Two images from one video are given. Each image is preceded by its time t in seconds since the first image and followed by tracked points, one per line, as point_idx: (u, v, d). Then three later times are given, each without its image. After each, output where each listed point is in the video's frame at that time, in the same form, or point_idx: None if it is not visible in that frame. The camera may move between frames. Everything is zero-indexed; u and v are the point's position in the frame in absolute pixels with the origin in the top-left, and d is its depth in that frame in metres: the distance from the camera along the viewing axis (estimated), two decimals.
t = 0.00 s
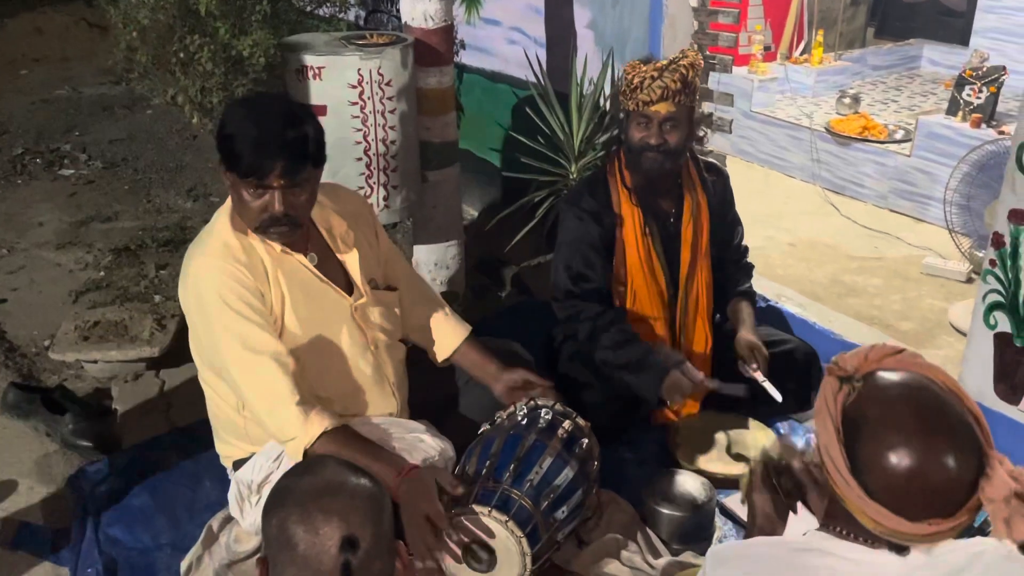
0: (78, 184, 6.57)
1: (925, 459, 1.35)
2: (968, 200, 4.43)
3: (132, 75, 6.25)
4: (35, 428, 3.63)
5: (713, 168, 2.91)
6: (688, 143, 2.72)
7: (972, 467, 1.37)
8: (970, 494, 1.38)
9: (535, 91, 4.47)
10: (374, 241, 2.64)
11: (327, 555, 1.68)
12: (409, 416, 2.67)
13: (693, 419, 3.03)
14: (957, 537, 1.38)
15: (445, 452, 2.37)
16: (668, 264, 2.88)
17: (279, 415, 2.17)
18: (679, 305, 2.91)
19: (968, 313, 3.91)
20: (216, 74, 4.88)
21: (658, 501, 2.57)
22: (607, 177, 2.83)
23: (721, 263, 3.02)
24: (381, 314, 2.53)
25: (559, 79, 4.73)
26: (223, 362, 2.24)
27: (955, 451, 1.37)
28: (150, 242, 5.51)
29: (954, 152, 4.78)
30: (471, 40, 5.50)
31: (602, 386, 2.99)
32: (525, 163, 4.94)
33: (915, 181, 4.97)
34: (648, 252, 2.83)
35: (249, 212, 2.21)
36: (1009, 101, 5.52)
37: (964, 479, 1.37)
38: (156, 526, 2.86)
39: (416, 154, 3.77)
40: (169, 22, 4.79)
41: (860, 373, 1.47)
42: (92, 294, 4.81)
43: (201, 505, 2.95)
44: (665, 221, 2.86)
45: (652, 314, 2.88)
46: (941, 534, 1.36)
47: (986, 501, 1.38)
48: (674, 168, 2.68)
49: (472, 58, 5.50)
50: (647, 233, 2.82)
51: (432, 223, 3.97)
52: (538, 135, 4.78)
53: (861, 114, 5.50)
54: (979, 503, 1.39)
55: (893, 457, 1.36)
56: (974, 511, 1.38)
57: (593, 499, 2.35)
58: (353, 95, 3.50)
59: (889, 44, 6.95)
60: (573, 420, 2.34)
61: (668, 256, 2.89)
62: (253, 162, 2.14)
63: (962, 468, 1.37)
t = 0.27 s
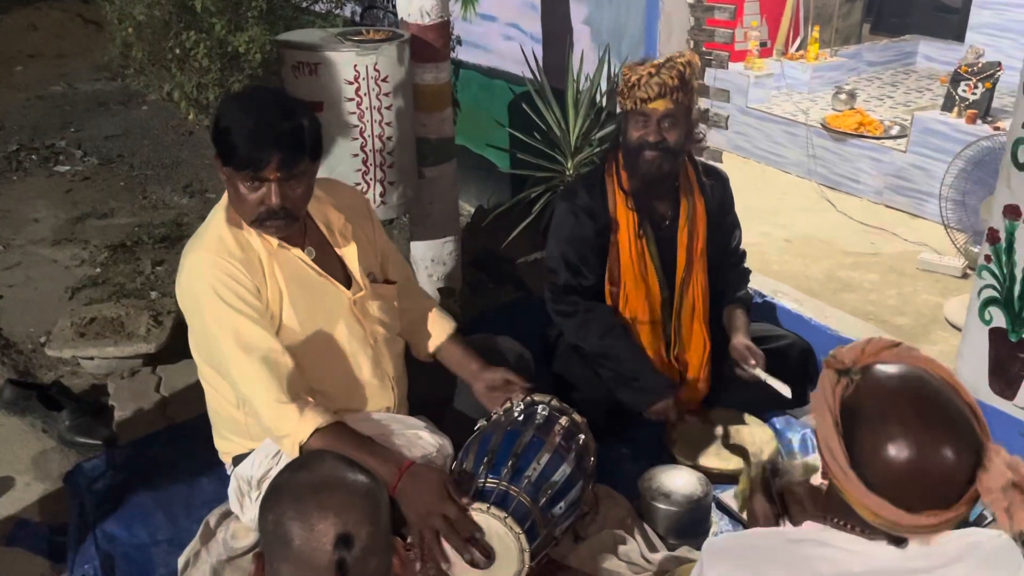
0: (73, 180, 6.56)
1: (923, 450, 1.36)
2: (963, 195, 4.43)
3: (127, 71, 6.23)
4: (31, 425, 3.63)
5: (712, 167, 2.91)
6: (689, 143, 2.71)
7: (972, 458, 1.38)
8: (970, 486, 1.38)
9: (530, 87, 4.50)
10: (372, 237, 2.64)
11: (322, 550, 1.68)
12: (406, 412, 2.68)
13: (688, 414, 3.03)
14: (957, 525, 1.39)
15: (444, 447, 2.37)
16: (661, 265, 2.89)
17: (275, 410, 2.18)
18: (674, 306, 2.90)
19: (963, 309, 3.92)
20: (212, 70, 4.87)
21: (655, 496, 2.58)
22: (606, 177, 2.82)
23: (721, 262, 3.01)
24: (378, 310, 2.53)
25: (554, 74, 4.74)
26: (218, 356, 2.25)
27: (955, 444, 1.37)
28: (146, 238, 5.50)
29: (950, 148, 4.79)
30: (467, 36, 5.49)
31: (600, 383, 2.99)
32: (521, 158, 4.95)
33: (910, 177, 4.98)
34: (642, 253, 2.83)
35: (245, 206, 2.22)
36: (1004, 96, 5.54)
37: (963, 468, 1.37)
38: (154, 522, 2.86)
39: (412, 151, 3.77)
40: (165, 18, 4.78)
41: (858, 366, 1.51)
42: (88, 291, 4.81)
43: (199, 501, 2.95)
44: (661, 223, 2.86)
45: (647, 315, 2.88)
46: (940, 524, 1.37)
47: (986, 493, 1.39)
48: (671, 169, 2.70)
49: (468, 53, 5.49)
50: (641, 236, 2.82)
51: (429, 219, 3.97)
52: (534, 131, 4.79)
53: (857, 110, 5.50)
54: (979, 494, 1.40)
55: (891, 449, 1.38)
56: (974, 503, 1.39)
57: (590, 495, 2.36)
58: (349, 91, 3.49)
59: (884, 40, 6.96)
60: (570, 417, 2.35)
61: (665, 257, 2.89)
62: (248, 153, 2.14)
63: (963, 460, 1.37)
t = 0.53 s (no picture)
0: (68, 176, 6.54)
1: (920, 423, 1.37)
2: (959, 190, 4.43)
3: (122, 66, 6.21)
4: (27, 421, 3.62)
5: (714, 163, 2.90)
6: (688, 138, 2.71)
7: (967, 428, 1.39)
8: (967, 454, 1.39)
9: (527, 83, 4.51)
10: (370, 234, 2.63)
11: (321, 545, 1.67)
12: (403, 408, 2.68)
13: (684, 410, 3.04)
14: (953, 498, 1.40)
15: (440, 443, 2.38)
16: (667, 261, 2.88)
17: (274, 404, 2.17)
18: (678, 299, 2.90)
19: (959, 304, 3.92)
20: (207, 66, 4.86)
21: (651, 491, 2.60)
22: (608, 170, 2.82)
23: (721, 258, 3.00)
24: (375, 306, 2.52)
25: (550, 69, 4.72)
26: (215, 350, 2.24)
27: (950, 414, 1.38)
28: (141, 234, 5.49)
29: (946, 144, 4.78)
30: (463, 31, 5.49)
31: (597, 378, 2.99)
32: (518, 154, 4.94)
33: (905, 172, 4.98)
34: (648, 246, 2.82)
35: (241, 199, 2.21)
36: (1000, 92, 5.54)
37: (959, 438, 1.38)
38: (150, 518, 2.85)
39: (409, 146, 3.77)
40: (160, 13, 4.76)
41: (850, 344, 1.52)
42: (84, 287, 4.79)
43: (195, 497, 2.95)
44: (665, 217, 2.85)
45: (649, 309, 2.87)
46: (941, 493, 1.38)
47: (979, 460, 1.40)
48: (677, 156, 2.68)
49: (464, 48, 5.49)
50: (647, 229, 2.81)
51: (425, 215, 3.96)
52: (531, 126, 4.78)
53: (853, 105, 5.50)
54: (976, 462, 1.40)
55: (888, 421, 1.38)
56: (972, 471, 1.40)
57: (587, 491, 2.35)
58: (346, 86, 3.48)
59: (881, 35, 6.96)
60: (566, 412, 2.35)
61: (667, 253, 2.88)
62: (244, 147, 2.13)
63: (959, 430, 1.38)
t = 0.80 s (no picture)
0: (65, 173, 6.54)
1: (925, 441, 1.37)
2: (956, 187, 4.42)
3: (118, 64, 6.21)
4: (24, 419, 3.61)
5: (713, 164, 2.87)
6: (685, 141, 2.70)
7: (971, 448, 1.39)
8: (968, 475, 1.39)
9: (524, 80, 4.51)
10: (367, 232, 2.63)
11: (306, 543, 1.68)
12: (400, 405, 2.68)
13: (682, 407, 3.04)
14: (951, 514, 1.41)
15: (439, 439, 2.38)
16: (658, 259, 2.87)
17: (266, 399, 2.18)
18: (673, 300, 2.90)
19: (956, 301, 3.93)
20: (204, 63, 4.85)
21: (649, 488, 2.59)
22: (603, 170, 2.80)
23: (718, 257, 2.99)
24: (373, 305, 2.53)
25: (546, 67, 4.71)
26: (211, 347, 2.24)
27: (955, 433, 1.38)
28: (138, 232, 5.48)
29: (943, 141, 4.79)
30: (460, 29, 5.49)
31: (595, 375, 2.99)
32: (515, 151, 4.94)
33: (902, 169, 4.99)
34: (638, 245, 2.83)
35: (237, 196, 2.21)
36: (997, 89, 5.54)
37: (964, 458, 1.38)
38: (148, 515, 2.86)
39: (406, 143, 3.77)
40: (157, 10, 4.76)
41: (863, 354, 1.50)
42: (81, 284, 4.79)
43: (193, 495, 2.95)
44: (657, 218, 2.84)
45: (644, 309, 2.89)
46: (938, 512, 1.38)
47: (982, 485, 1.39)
48: (658, 169, 2.71)
49: (461, 46, 5.51)
50: (637, 228, 2.81)
51: (423, 212, 3.96)
52: (528, 124, 4.78)
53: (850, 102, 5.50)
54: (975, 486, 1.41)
55: (894, 437, 1.38)
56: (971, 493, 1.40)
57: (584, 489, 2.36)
58: (343, 83, 3.48)
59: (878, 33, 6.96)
60: (564, 408, 2.35)
61: (663, 255, 2.88)
62: (240, 145, 2.14)
63: (963, 450, 1.38)
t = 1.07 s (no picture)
0: (63, 173, 6.53)
1: (916, 411, 1.41)
2: (955, 185, 4.41)
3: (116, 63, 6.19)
4: (22, 418, 3.61)
5: (712, 163, 2.88)
6: (682, 138, 2.71)
7: (962, 421, 1.42)
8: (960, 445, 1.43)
9: (523, 79, 4.50)
10: (367, 232, 2.62)
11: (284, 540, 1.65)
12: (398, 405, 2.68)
13: (680, 406, 3.05)
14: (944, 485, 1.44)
15: (435, 440, 2.38)
16: (654, 257, 2.87)
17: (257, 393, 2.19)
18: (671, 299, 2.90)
19: (954, 300, 3.93)
20: (202, 62, 4.84)
21: (648, 488, 2.59)
22: (602, 169, 2.80)
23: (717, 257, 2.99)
24: (371, 305, 2.53)
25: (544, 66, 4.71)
26: (202, 344, 2.23)
27: (945, 404, 1.42)
28: (136, 231, 5.48)
29: (942, 139, 4.79)
30: (458, 27, 5.49)
31: (593, 374, 2.98)
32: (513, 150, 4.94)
33: (901, 168, 4.99)
34: (635, 243, 2.82)
35: (236, 193, 2.21)
36: (996, 87, 5.54)
37: (955, 428, 1.41)
38: (146, 514, 2.86)
39: (404, 142, 3.76)
40: (155, 9, 4.76)
41: (855, 331, 1.54)
42: (79, 284, 4.78)
43: (191, 494, 2.94)
44: (654, 217, 2.84)
45: (643, 308, 2.88)
46: (933, 481, 1.41)
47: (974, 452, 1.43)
48: (656, 164, 2.71)
49: (459, 44, 5.51)
50: (635, 227, 2.81)
51: (421, 211, 3.95)
52: (526, 122, 4.77)
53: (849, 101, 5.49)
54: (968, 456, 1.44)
55: (886, 409, 1.42)
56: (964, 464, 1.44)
57: (581, 488, 2.36)
58: (340, 82, 3.48)
59: (876, 31, 6.96)
60: (562, 408, 2.35)
61: (661, 254, 2.88)
62: (240, 143, 2.13)
63: (953, 421, 1.41)
